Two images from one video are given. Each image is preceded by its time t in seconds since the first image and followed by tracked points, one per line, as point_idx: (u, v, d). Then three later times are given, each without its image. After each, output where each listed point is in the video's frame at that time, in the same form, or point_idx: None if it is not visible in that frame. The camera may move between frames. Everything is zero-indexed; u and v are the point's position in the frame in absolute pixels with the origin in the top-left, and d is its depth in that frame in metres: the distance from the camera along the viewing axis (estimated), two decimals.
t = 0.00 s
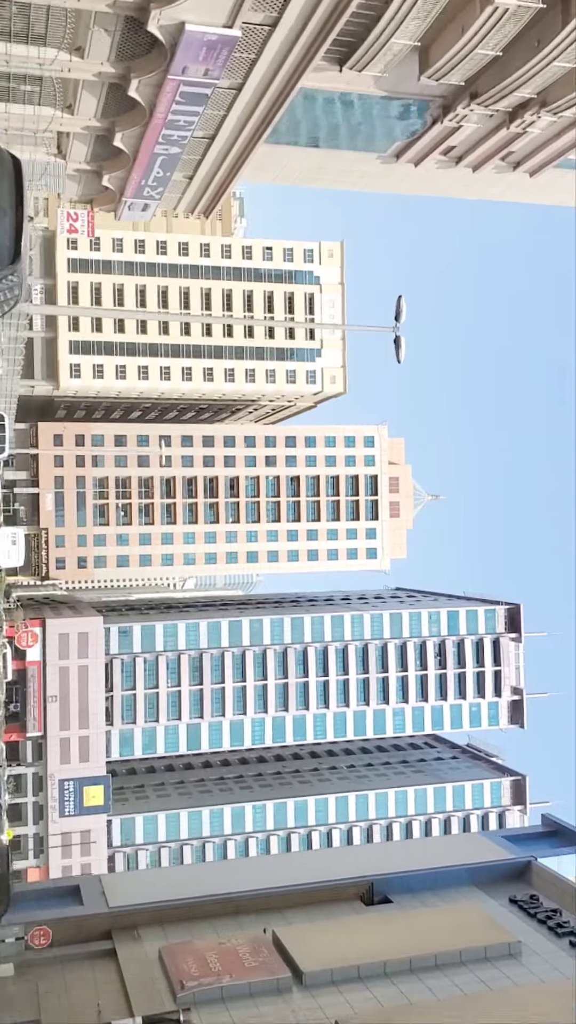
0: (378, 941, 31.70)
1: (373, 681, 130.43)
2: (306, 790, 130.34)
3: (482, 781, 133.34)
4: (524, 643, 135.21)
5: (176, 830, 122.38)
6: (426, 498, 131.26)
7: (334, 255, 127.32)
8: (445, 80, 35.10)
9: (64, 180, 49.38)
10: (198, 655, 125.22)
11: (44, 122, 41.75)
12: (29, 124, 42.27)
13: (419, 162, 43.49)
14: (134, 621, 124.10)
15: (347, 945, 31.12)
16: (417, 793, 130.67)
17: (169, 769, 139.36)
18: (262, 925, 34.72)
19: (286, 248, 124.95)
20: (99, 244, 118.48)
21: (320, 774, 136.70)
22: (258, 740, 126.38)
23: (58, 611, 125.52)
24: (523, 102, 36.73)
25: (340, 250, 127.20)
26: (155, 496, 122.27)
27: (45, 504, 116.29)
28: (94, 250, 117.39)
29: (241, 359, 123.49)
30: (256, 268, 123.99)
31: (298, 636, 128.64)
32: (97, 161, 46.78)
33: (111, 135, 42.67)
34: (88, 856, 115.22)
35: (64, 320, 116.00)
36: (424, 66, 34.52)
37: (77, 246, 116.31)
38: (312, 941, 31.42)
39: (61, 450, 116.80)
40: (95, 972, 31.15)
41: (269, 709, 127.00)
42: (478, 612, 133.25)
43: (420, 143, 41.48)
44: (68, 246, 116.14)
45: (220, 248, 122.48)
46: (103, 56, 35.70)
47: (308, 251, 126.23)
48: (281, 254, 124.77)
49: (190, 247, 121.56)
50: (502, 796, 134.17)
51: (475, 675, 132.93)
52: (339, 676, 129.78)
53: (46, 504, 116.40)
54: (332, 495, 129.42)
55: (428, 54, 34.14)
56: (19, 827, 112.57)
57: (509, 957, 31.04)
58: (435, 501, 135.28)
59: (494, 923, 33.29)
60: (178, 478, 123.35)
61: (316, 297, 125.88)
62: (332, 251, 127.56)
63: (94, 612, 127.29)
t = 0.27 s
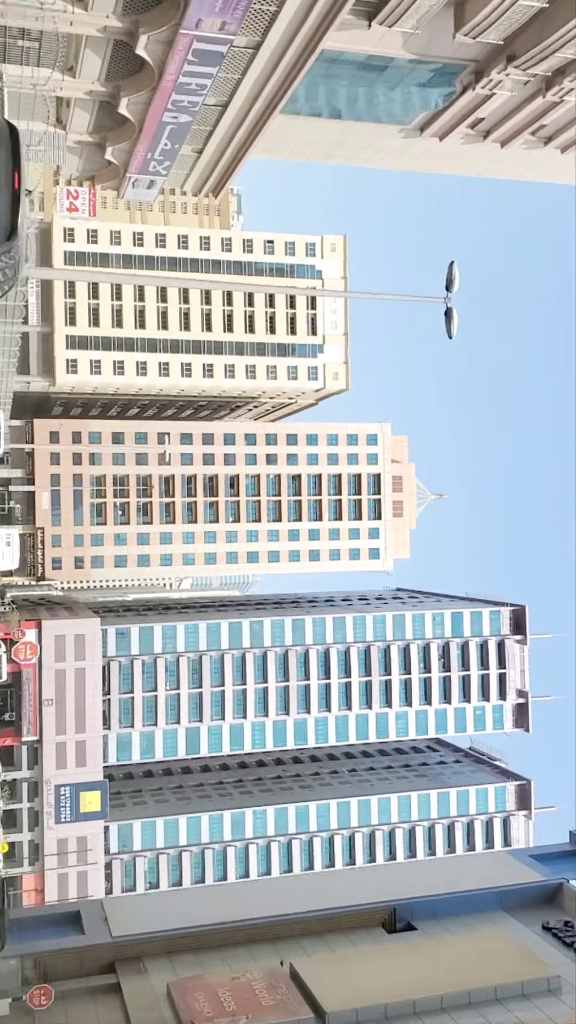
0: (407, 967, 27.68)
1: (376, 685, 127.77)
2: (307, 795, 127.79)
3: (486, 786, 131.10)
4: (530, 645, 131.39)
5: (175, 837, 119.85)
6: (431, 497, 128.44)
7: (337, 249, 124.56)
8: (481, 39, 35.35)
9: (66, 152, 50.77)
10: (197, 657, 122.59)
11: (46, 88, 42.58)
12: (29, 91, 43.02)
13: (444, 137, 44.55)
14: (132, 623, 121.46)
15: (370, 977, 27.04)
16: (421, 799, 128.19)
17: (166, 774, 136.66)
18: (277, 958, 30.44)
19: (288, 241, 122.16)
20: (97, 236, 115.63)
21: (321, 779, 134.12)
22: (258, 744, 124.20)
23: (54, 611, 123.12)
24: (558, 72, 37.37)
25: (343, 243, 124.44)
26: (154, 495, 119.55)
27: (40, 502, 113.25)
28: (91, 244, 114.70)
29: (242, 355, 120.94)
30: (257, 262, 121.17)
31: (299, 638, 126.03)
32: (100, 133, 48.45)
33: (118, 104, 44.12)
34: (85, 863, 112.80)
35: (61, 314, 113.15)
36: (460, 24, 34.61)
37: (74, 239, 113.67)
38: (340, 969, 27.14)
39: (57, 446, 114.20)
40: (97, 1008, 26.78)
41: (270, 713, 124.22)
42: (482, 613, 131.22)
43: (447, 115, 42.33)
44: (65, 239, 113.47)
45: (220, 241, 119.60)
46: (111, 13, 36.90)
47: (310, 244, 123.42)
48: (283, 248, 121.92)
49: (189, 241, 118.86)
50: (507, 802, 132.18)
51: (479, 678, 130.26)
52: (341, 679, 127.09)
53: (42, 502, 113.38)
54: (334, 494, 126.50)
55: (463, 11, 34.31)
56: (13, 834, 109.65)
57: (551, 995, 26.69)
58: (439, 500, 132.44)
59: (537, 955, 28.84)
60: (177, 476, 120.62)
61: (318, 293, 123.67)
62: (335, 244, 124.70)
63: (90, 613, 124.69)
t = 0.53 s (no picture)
0: (414, 1004, 19.47)
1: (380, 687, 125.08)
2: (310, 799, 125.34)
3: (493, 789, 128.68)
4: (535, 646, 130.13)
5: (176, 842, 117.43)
6: (437, 495, 125.48)
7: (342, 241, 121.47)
8: None
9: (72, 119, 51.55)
10: (198, 658, 120.15)
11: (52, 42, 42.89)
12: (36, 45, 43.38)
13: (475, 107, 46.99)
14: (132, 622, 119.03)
15: None
16: (426, 802, 125.91)
17: (167, 777, 134.15)
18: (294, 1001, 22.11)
19: (291, 233, 119.29)
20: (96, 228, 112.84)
21: (325, 782, 131.67)
22: (260, 747, 121.26)
23: (53, 610, 120.83)
24: None
25: (347, 235, 121.12)
26: (155, 492, 116.94)
27: (39, 500, 110.86)
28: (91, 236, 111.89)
29: (244, 349, 118.12)
30: (260, 254, 118.36)
31: (302, 638, 123.87)
32: (108, 99, 49.25)
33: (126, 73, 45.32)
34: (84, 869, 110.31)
35: (60, 308, 110.70)
36: None
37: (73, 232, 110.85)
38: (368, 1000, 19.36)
39: (56, 442, 111.76)
40: None
41: (272, 715, 121.47)
42: (489, 613, 128.98)
43: (479, 84, 44.54)
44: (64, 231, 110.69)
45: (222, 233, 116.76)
46: None
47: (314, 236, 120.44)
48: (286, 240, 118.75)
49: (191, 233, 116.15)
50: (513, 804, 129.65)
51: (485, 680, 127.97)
52: (345, 680, 124.33)
53: (40, 500, 111.01)
54: (338, 493, 123.52)
55: None
56: (11, 840, 108.25)
57: None
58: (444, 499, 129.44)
59: None
60: (178, 473, 118.06)
61: (322, 286, 120.58)
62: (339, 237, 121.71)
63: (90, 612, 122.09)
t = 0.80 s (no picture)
0: None
1: (386, 689, 122.45)
2: (314, 803, 122.97)
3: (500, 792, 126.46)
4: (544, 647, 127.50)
5: (178, 847, 115.12)
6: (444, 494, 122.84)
7: (346, 234, 118.91)
8: None
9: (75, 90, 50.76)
10: (200, 659, 117.67)
11: None
12: None
13: (506, 73, 50.09)
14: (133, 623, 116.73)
15: None
16: (432, 806, 123.52)
17: (167, 781, 131.76)
18: None
19: (295, 226, 116.85)
20: (96, 220, 109.93)
21: (329, 785, 129.28)
22: (264, 750, 118.50)
23: (52, 610, 118.45)
24: None
25: (352, 228, 118.76)
26: (156, 490, 114.37)
27: (37, 497, 108.32)
28: (90, 227, 109.17)
29: (247, 344, 115.30)
30: (263, 247, 115.70)
31: (306, 639, 121.38)
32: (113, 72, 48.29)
33: (136, 27, 42.96)
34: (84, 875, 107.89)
35: (59, 301, 108.15)
36: None
37: (72, 223, 108.07)
38: None
39: (55, 439, 109.15)
40: None
41: (276, 718, 118.75)
42: (497, 613, 126.63)
43: (513, 49, 47.31)
44: (63, 222, 107.83)
45: (225, 225, 114.06)
46: None
47: (318, 229, 117.98)
48: (290, 233, 116.65)
49: (193, 225, 113.53)
50: (521, 808, 127.52)
51: (492, 681, 125.56)
52: (350, 682, 121.79)
53: (38, 498, 108.51)
54: (343, 491, 120.83)
55: None
56: (8, 846, 105.56)
57: None
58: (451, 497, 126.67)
59: None
60: (180, 470, 115.55)
61: (326, 279, 118.11)
62: (344, 229, 119.07)
63: (89, 612, 119.71)
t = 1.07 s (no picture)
0: None
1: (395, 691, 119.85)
2: (323, 807, 120.62)
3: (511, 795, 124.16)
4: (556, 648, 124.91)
5: (183, 852, 112.89)
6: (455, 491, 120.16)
7: (354, 226, 116.17)
8: None
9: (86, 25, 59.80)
10: (206, 661, 115.08)
11: None
12: None
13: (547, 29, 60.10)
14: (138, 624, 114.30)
15: None
16: (442, 810, 121.18)
17: (172, 784, 129.48)
18: None
19: (302, 218, 114.03)
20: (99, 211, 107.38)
21: (336, 789, 126.91)
22: (271, 753, 115.92)
23: (55, 610, 116.12)
24: None
25: (360, 220, 116.06)
26: (160, 488, 111.89)
27: (40, 496, 105.97)
28: (93, 219, 106.62)
29: (253, 338, 112.85)
30: (269, 240, 113.05)
31: (314, 640, 118.40)
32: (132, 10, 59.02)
33: None
34: (87, 881, 106.01)
35: (61, 294, 105.51)
36: None
37: (74, 215, 105.53)
38: None
39: (57, 436, 106.74)
40: None
41: (283, 720, 116.13)
42: (507, 613, 124.31)
43: (552, 14, 57.83)
44: (65, 214, 105.33)
45: (230, 217, 111.15)
46: None
47: (326, 221, 115.19)
48: (297, 225, 113.80)
49: (198, 216, 110.95)
50: (532, 811, 125.22)
51: (503, 682, 123.33)
52: (359, 685, 119.08)
53: (41, 497, 106.07)
54: (351, 489, 117.93)
55: None
56: (10, 853, 103.95)
57: None
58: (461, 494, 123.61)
59: None
60: (185, 468, 112.92)
61: (334, 273, 115.58)
62: (352, 221, 116.38)
63: (92, 613, 117.42)
